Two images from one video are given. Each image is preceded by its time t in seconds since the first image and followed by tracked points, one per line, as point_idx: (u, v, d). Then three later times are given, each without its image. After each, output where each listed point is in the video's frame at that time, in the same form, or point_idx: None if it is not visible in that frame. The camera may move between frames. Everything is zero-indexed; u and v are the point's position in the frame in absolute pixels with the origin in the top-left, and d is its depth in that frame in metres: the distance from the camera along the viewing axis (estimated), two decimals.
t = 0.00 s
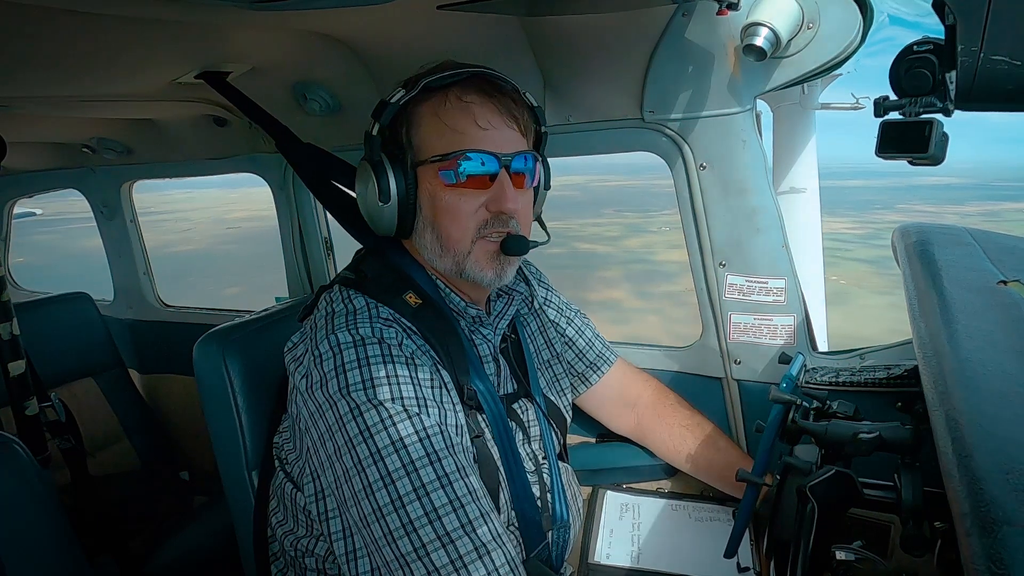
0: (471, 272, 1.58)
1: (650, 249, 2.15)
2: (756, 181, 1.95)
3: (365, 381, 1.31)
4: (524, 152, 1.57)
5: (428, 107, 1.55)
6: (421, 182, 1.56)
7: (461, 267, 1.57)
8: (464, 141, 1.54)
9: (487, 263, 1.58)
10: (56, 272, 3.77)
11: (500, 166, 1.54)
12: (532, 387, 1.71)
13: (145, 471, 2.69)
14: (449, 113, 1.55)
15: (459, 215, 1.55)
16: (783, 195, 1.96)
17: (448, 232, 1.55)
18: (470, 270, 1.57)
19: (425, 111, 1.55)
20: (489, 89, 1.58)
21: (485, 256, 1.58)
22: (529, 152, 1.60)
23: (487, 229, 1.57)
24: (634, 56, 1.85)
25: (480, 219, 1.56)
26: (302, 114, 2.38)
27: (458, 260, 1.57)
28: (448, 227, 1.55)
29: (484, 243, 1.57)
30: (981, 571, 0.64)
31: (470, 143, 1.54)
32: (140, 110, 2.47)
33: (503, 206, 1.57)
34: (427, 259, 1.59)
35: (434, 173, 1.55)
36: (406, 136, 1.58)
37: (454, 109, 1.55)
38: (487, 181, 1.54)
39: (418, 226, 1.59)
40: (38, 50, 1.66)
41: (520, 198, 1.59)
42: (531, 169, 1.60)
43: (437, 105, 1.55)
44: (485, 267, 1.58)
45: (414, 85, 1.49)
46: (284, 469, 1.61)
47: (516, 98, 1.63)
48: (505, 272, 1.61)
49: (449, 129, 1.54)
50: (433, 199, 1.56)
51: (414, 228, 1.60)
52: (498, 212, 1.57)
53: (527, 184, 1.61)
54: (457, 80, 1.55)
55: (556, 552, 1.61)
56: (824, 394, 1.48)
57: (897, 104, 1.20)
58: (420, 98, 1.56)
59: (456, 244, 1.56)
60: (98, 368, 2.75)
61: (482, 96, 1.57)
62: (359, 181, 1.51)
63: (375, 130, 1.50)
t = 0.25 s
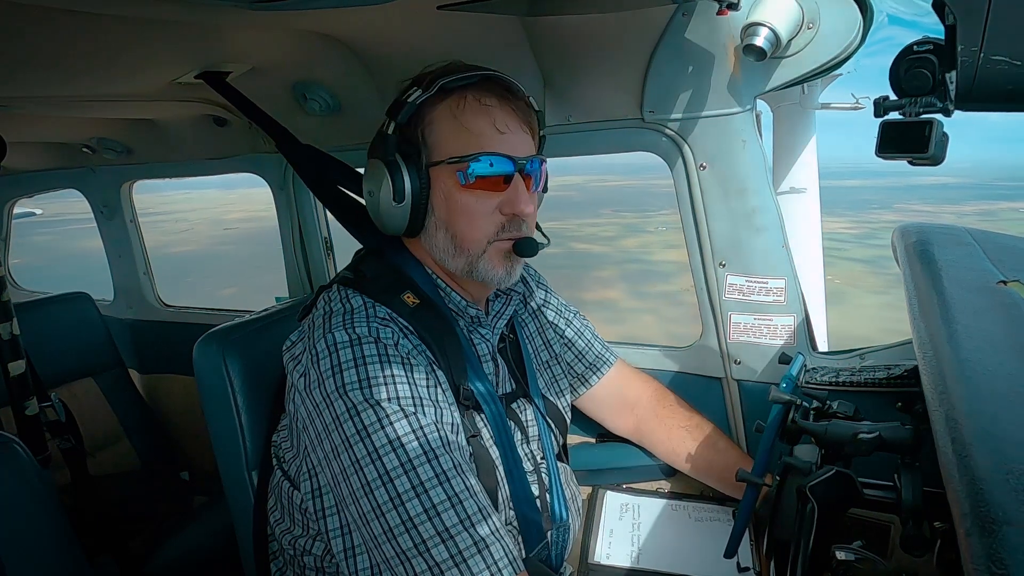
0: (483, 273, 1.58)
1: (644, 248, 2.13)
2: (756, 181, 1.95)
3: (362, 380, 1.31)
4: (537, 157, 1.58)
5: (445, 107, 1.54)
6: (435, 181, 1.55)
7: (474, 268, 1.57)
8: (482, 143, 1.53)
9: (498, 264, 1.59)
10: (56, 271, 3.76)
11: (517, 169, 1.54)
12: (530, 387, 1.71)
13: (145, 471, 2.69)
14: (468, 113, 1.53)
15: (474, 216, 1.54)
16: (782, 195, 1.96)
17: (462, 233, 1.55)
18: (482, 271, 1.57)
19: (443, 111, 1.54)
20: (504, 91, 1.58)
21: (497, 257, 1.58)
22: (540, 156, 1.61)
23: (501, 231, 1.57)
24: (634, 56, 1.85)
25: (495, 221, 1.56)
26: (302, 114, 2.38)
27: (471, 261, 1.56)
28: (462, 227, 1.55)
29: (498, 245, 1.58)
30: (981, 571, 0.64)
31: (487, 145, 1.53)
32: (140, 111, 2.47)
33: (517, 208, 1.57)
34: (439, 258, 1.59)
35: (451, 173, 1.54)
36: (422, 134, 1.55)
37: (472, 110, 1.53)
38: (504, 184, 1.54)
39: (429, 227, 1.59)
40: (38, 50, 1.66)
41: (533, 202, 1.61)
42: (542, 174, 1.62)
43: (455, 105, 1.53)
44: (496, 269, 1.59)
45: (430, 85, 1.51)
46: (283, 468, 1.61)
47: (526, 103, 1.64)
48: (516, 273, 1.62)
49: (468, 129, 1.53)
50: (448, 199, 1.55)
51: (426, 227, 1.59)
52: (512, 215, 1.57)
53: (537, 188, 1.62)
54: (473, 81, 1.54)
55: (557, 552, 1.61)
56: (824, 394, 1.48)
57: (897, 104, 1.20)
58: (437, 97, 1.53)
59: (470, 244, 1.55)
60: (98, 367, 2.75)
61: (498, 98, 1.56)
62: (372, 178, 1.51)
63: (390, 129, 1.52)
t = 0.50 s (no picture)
0: (484, 269, 1.57)
1: (641, 248, 2.14)
2: (756, 181, 1.95)
3: (358, 379, 1.31)
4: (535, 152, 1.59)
5: (445, 104, 1.53)
6: (436, 178, 1.55)
7: (476, 264, 1.56)
8: (483, 139, 1.53)
9: (500, 259, 1.59)
10: (56, 272, 3.76)
11: (516, 164, 1.55)
12: (527, 387, 1.71)
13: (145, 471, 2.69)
14: (468, 110, 1.53)
15: (476, 212, 1.54)
16: (783, 195, 1.96)
17: (463, 228, 1.55)
18: (484, 267, 1.57)
19: (443, 108, 1.53)
20: (504, 88, 1.58)
21: (498, 252, 1.58)
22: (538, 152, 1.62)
23: (501, 226, 1.57)
24: (634, 56, 1.85)
25: (496, 216, 1.57)
26: (302, 114, 2.38)
27: (472, 257, 1.56)
28: (464, 223, 1.55)
29: (499, 240, 1.58)
30: (981, 571, 0.64)
31: (488, 141, 1.53)
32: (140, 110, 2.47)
33: (518, 203, 1.59)
34: (440, 255, 1.58)
35: (452, 169, 1.53)
36: (422, 131, 1.55)
37: (473, 106, 1.53)
38: (505, 179, 1.54)
39: (430, 224, 1.58)
40: (38, 51, 1.66)
41: (532, 197, 1.62)
42: (541, 170, 1.63)
43: (455, 102, 1.53)
44: (498, 264, 1.58)
45: (431, 82, 1.52)
46: (280, 468, 1.61)
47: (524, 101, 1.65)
48: (517, 268, 1.62)
49: (468, 126, 1.53)
50: (449, 195, 1.54)
51: (427, 224, 1.58)
52: (512, 210, 1.58)
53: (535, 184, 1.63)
54: (473, 79, 1.54)
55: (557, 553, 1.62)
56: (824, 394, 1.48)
57: (897, 104, 1.20)
58: (436, 95, 1.53)
59: (471, 240, 1.55)
60: (98, 368, 2.75)
61: (498, 94, 1.57)
62: (372, 175, 1.50)
63: (392, 125, 1.52)
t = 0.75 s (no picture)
0: (454, 267, 1.58)
1: (639, 248, 2.13)
2: (756, 181, 1.95)
3: (355, 376, 1.31)
4: (517, 153, 1.57)
5: (424, 103, 1.57)
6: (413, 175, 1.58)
7: (445, 262, 1.57)
8: (456, 138, 1.55)
9: (470, 259, 1.58)
10: (56, 272, 3.76)
11: (490, 164, 1.54)
12: (526, 387, 1.71)
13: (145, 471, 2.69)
14: (445, 109, 1.56)
15: (445, 209, 1.55)
16: (783, 195, 1.96)
17: (434, 226, 1.56)
18: (453, 265, 1.57)
19: (422, 107, 1.57)
20: (488, 89, 1.59)
21: (469, 252, 1.57)
22: (523, 154, 1.59)
23: (472, 225, 1.56)
24: (634, 56, 1.85)
25: (467, 215, 1.56)
26: (302, 114, 2.38)
27: (442, 255, 1.57)
28: (435, 220, 1.56)
29: (470, 239, 1.57)
30: (981, 571, 0.64)
31: (462, 139, 1.55)
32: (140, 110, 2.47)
33: (491, 204, 1.56)
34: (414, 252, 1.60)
35: (425, 167, 1.55)
36: (403, 131, 1.59)
37: (450, 105, 1.56)
38: (477, 177, 1.54)
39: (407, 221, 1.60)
40: (38, 51, 1.66)
41: (511, 200, 1.59)
42: (527, 173, 1.60)
43: (433, 102, 1.56)
44: (468, 263, 1.58)
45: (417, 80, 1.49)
46: (279, 466, 1.61)
47: (516, 101, 1.63)
48: (490, 270, 1.60)
49: (443, 125, 1.56)
50: (422, 192, 1.56)
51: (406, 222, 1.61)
52: (486, 210, 1.56)
53: (521, 186, 1.60)
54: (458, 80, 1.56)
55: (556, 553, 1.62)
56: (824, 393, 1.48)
57: (897, 104, 1.20)
58: (416, 95, 1.58)
59: (441, 238, 1.56)
60: (98, 367, 2.75)
61: (478, 94, 1.58)
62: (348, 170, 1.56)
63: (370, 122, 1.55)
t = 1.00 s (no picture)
0: (449, 268, 1.58)
1: (636, 248, 2.15)
2: (756, 181, 1.95)
3: (350, 375, 1.31)
4: (514, 154, 1.56)
5: (423, 104, 1.58)
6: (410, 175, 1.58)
7: (440, 262, 1.58)
8: (454, 139, 1.56)
9: (464, 260, 1.58)
10: (56, 271, 3.76)
11: (486, 165, 1.54)
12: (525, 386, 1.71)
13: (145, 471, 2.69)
14: (443, 110, 1.56)
15: (440, 210, 1.55)
16: (783, 195, 1.97)
17: (429, 226, 1.56)
18: (447, 265, 1.58)
19: (422, 108, 1.58)
20: (486, 90, 1.59)
21: (464, 252, 1.58)
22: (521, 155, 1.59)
23: (467, 226, 1.56)
24: (634, 56, 1.85)
25: (461, 216, 1.56)
26: (302, 114, 2.38)
27: (436, 255, 1.58)
28: (430, 220, 1.56)
29: (465, 240, 1.57)
30: (981, 571, 0.63)
31: (459, 140, 1.56)
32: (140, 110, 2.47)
33: (486, 205, 1.56)
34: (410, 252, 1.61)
35: (422, 167, 1.56)
36: (402, 131, 1.60)
37: (448, 106, 1.56)
38: (472, 178, 1.54)
39: (405, 221, 1.61)
40: (38, 50, 1.66)
41: (505, 201, 1.59)
42: (524, 174, 1.60)
43: (432, 103, 1.57)
44: (462, 264, 1.58)
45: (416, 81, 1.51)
46: (276, 465, 1.61)
47: (514, 102, 1.63)
48: (484, 271, 1.60)
49: (440, 126, 1.56)
50: (419, 192, 1.57)
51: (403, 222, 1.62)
52: (481, 211, 1.56)
53: (518, 187, 1.60)
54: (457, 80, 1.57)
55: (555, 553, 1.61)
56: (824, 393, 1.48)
57: (897, 104, 1.20)
58: (416, 96, 1.59)
59: (435, 238, 1.56)
60: (98, 367, 2.75)
61: (476, 96, 1.58)
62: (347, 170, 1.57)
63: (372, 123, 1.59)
